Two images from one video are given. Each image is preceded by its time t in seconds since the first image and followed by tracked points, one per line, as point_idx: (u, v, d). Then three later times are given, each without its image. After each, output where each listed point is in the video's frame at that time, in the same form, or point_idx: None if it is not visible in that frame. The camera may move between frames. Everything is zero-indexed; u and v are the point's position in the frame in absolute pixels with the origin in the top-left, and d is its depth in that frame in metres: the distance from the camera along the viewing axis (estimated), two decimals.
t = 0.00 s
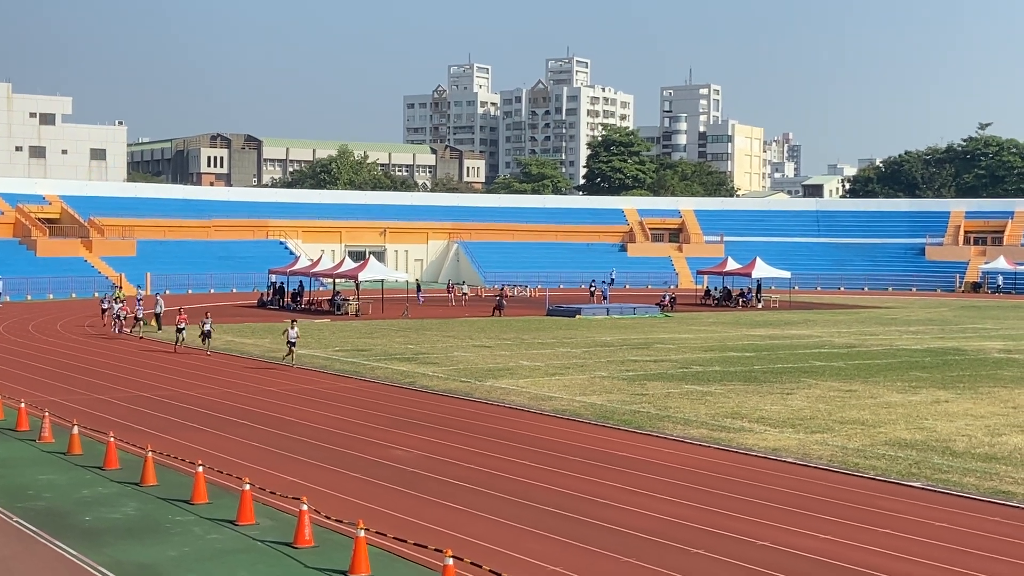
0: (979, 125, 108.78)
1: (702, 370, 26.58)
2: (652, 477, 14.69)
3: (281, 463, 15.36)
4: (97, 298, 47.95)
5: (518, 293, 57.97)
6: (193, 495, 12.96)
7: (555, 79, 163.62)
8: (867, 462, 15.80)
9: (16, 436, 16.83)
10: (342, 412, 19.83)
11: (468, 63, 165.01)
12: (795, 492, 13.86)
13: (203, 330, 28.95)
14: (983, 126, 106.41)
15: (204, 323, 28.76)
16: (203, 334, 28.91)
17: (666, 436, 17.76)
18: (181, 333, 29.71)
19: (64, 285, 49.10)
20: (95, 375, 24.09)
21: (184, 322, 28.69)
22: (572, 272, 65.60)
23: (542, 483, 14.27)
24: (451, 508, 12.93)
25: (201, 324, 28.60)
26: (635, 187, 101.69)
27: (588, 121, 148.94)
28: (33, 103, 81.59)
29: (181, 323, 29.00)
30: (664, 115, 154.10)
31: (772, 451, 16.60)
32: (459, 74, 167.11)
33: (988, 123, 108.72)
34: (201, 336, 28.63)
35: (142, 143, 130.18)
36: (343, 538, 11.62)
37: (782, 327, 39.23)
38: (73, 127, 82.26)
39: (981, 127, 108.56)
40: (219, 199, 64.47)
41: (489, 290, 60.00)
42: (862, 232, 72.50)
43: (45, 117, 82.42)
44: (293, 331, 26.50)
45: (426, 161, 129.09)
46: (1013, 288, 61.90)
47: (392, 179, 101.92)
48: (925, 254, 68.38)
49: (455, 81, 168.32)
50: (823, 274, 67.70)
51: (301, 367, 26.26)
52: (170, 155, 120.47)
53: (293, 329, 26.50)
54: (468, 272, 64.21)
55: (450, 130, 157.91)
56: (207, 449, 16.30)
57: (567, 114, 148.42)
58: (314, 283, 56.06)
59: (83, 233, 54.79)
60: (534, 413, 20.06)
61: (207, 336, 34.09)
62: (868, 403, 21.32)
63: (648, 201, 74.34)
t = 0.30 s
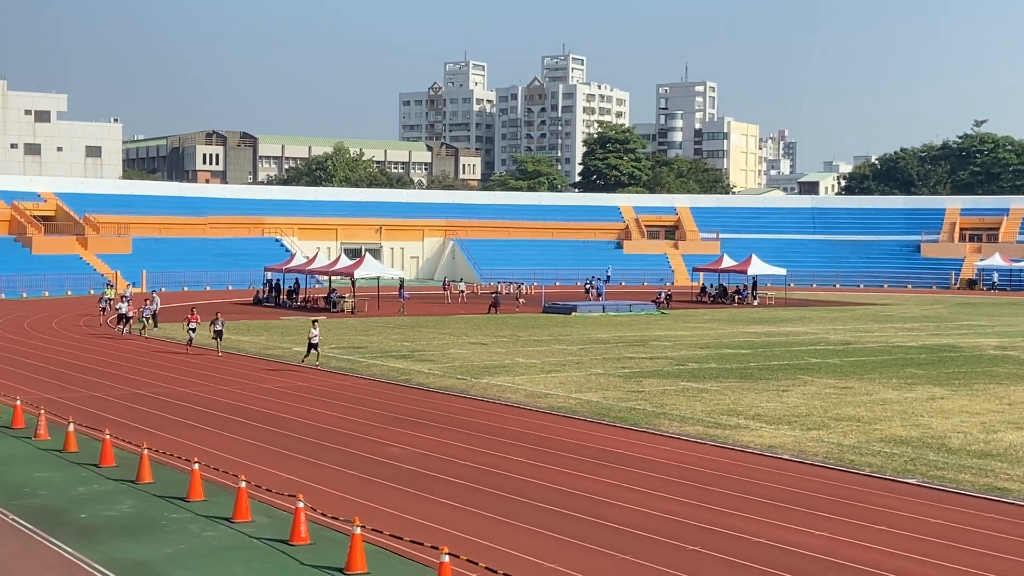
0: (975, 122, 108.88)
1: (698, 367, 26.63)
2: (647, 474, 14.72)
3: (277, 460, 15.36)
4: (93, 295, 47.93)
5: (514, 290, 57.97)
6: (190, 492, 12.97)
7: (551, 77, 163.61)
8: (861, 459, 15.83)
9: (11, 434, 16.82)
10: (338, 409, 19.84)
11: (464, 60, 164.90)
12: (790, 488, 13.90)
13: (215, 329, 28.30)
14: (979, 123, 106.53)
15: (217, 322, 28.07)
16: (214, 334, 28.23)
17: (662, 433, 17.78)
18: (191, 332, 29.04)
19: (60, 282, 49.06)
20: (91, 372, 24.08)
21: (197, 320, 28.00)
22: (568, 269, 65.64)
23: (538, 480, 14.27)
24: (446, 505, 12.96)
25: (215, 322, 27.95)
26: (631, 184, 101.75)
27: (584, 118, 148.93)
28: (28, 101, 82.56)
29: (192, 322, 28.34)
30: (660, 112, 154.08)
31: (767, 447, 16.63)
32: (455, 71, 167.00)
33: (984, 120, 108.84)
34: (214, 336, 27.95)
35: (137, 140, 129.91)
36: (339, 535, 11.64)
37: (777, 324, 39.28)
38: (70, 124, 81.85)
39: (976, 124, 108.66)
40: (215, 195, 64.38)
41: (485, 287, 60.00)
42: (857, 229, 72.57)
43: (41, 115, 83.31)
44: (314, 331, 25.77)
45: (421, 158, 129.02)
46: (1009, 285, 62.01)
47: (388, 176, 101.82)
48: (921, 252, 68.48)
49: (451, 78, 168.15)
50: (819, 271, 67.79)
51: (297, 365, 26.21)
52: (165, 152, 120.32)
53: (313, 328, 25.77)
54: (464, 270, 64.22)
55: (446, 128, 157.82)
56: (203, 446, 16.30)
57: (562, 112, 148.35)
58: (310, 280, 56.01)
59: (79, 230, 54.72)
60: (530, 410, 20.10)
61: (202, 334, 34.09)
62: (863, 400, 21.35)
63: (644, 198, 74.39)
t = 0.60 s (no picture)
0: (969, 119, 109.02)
1: (693, 363, 26.65)
2: (642, 470, 14.75)
3: (271, 457, 15.37)
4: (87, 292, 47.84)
5: (508, 286, 57.97)
6: (184, 489, 12.96)
7: (546, 73, 163.54)
8: (856, 455, 15.86)
9: (6, 431, 16.79)
10: (332, 406, 19.84)
11: (458, 57, 164.72)
12: (784, 484, 13.93)
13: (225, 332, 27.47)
14: (973, 120, 106.64)
15: (228, 323, 27.24)
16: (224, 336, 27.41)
17: (656, 429, 17.81)
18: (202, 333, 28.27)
19: (54, 279, 48.92)
20: (86, 369, 24.04)
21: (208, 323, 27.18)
22: (563, 265, 65.67)
23: (533, 476, 14.29)
24: (441, 501, 12.97)
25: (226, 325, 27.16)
26: (626, 181, 101.74)
27: (579, 115, 148.87)
28: (21, 97, 82.10)
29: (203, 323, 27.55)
30: (654, 109, 154.05)
31: (762, 444, 16.66)
32: (450, 68, 166.79)
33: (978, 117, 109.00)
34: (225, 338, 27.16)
35: (132, 137, 129.58)
36: (333, 532, 11.64)
37: (772, 321, 39.32)
38: (64, 121, 81.80)
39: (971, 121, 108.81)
40: (209, 192, 64.22)
41: (480, 283, 59.98)
42: (852, 226, 72.65)
43: (34, 111, 82.81)
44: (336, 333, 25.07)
45: (416, 154, 128.81)
46: (1003, 281, 62.14)
47: (383, 173, 101.69)
48: (915, 248, 68.58)
49: (446, 75, 167.96)
50: (814, 267, 67.87)
51: (292, 362, 26.17)
52: (160, 149, 120.04)
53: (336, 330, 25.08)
54: (460, 266, 64.21)
55: (441, 124, 157.66)
56: (197, 442, 16.30)
57: (557, 108, 148.25)
58: (305, 277, 55.96)
59: (73, 226, 54.58)
60: (524, 406, 20.12)
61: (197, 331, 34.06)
62: (858, 396, 21.39)
63: (639, 195, 74.41)
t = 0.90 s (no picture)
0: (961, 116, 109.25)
1: (686, 360, 26.70)
2: (633, 467, 14.78)
3: (263, 454, 15.37)
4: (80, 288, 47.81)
5: (501, 283, 57.97)
6: (177, 486, 12.94)
7: (539, 70, 163.54)
8: (849, 451, 15.90)
9: None
10: (325, 403, 19.81)
11: (451, 54, 164.60)
12: (777, 481, 13.96)
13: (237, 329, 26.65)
14: (965, 117, 106.90)
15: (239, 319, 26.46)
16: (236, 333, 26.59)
17: (648, 426, 17.83)
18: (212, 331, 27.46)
19: (46, 276, 48.80)
20: (78, 366, 23.99)
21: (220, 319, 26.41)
22: (556, 262, 65.72)
23: (526, 473, 14.29)
24: (433, 498, 12.97)
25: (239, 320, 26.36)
26: (619, 178, 101.82)
27: (572, 112, 149.07)
28: (12, 93, 82.07)
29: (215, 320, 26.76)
30: (647, 106, 154.23)
31: (754, 440, 16.70)
32: (443, 65, 166.63)
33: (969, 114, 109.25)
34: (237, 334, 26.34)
35: (124, 133, 129.36)
36: (326, 529, 11.62)
37: (764, 318, 39.41)
38: (55, 117, 81.59)
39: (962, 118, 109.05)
40: (201, 188, 64.08)
41: (473, 280, 59.98)
42: (844, 222, 72.78)
43: (26, 108, 82.72)
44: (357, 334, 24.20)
45: (409, 151, 128.77)
46: (995, 278, 62.35)
47: (375, 170, 101.62)
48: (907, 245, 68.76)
49: (439, 71, 167.85)
50: (806, 264, 68.02)
51: (284, 360, 26.11)
52: (152, 146, 119.88)
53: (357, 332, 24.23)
54: (452, 263, 64.21)
55: (433, 121, 157.58)
56: (189, 439, 16.27)
57: (550, 105, 148.44)
58: (297, 274, 55.87)
59: (65, 223, 54.44)
60: (517, 403, 20.13)
61: (189, 328, 34.01)
62: (850, 393, 21.44)
63: (631, 192, 74.42)
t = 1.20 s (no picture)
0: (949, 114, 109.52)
1: (674, 357, 26.74)
2: (623, 464, 14.80)
3: (252, 450, 15.34)
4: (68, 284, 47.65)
5: (490, 280, 57.97)
6: (165, 483, 12.92)
7: (528, 67, 163.39)
8: (836, 448, 15.96)
9: None
10: (314, 400, 19.79)
11: (440, 51, 164.29)
12: (766, 478, 13.99)
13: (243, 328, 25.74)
14: (953, 115, 107.16)
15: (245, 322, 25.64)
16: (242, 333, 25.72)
17: (637, 423, 17.85)
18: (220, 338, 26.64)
19: (34, 272, 48.66)
20: (66, 363, 23.92)
21: (225, 321, 25.62)
22: (545, 259, 65.79)
23: (515, 470, 14.31)
24: (423, 495, 12.97)
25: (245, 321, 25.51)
26: (608, 175, 101.84)
27: (561, 109, 148.94)
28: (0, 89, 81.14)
29: (221, 321, 25.95)
30: (636, 103, 154.26)
31: (743, 437, 16.74)
32: (432, 62, 166.28)
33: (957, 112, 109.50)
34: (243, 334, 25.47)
35: (112, 130, 128.79)
36: (314, 526, 11.61)
37: (753, 315, 39.52)
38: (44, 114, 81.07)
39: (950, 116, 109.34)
40: (190, 185, 63.87)
41: (462, 278, 59.97)
42: (833, 220, 72.97)
43: (13, 104, 81.95)
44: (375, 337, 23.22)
45: (398, 148, 128.54)
46: (982, 276, 62.61)
47: (364, 167, 101.35)
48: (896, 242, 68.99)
49: (428, 68, 167.51)
50: (795, 261, 68.22)
51: (273, 357, 26.03)
52: (140, 143, 119.37)
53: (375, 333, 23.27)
54: (441, 260, 64.21)
55: (422, 118, 157.28)
56: (178, 436, 16.23)
57: (539, 102, 148.32)
58: (286, 271, 55.78)
59: (53, 220, 54.26)
60: (506, 400, 20.14)
61: (178, 324, 33.92)
62: (838, 390, 21.52)
63: (620, 189, 74.40)
